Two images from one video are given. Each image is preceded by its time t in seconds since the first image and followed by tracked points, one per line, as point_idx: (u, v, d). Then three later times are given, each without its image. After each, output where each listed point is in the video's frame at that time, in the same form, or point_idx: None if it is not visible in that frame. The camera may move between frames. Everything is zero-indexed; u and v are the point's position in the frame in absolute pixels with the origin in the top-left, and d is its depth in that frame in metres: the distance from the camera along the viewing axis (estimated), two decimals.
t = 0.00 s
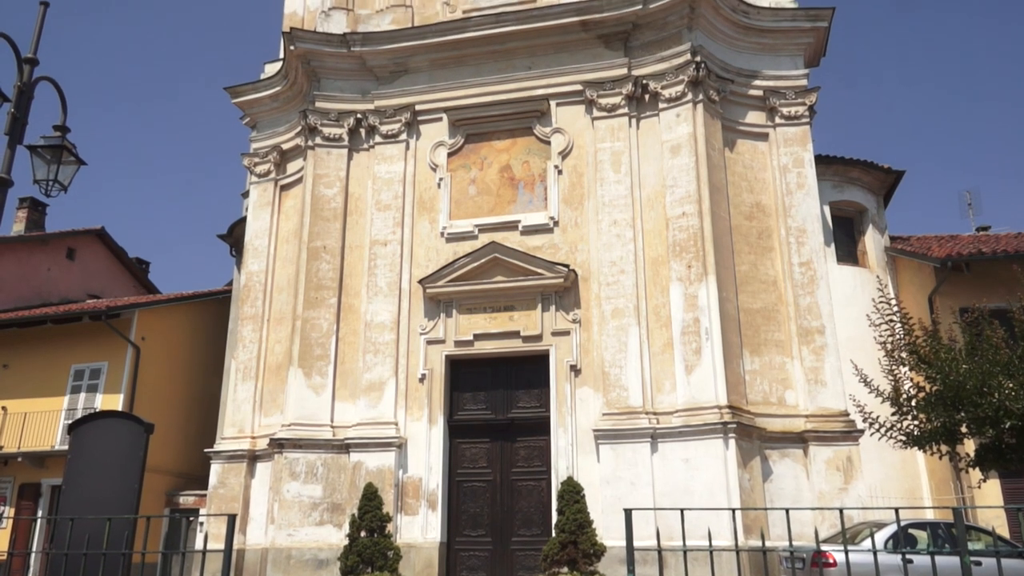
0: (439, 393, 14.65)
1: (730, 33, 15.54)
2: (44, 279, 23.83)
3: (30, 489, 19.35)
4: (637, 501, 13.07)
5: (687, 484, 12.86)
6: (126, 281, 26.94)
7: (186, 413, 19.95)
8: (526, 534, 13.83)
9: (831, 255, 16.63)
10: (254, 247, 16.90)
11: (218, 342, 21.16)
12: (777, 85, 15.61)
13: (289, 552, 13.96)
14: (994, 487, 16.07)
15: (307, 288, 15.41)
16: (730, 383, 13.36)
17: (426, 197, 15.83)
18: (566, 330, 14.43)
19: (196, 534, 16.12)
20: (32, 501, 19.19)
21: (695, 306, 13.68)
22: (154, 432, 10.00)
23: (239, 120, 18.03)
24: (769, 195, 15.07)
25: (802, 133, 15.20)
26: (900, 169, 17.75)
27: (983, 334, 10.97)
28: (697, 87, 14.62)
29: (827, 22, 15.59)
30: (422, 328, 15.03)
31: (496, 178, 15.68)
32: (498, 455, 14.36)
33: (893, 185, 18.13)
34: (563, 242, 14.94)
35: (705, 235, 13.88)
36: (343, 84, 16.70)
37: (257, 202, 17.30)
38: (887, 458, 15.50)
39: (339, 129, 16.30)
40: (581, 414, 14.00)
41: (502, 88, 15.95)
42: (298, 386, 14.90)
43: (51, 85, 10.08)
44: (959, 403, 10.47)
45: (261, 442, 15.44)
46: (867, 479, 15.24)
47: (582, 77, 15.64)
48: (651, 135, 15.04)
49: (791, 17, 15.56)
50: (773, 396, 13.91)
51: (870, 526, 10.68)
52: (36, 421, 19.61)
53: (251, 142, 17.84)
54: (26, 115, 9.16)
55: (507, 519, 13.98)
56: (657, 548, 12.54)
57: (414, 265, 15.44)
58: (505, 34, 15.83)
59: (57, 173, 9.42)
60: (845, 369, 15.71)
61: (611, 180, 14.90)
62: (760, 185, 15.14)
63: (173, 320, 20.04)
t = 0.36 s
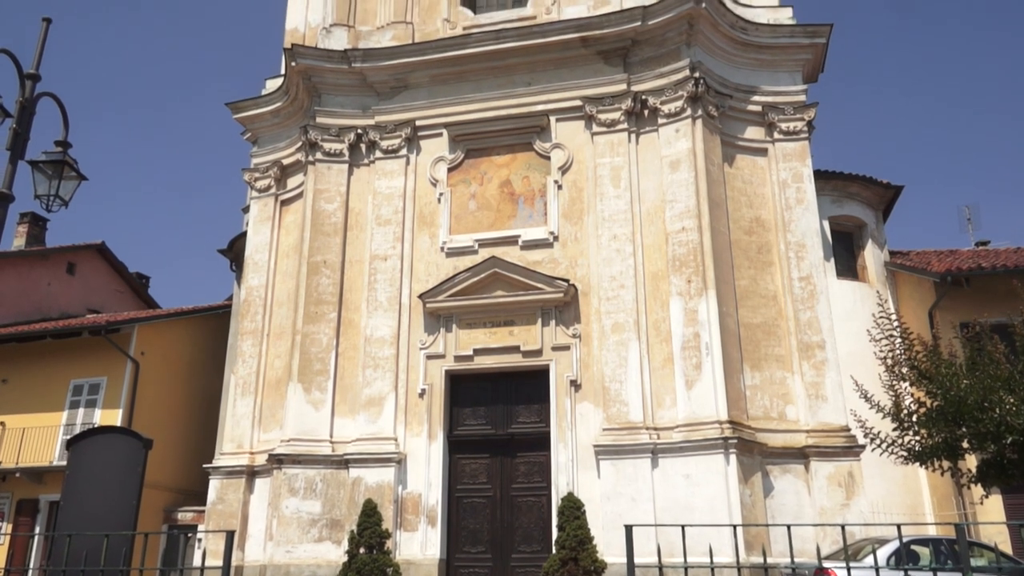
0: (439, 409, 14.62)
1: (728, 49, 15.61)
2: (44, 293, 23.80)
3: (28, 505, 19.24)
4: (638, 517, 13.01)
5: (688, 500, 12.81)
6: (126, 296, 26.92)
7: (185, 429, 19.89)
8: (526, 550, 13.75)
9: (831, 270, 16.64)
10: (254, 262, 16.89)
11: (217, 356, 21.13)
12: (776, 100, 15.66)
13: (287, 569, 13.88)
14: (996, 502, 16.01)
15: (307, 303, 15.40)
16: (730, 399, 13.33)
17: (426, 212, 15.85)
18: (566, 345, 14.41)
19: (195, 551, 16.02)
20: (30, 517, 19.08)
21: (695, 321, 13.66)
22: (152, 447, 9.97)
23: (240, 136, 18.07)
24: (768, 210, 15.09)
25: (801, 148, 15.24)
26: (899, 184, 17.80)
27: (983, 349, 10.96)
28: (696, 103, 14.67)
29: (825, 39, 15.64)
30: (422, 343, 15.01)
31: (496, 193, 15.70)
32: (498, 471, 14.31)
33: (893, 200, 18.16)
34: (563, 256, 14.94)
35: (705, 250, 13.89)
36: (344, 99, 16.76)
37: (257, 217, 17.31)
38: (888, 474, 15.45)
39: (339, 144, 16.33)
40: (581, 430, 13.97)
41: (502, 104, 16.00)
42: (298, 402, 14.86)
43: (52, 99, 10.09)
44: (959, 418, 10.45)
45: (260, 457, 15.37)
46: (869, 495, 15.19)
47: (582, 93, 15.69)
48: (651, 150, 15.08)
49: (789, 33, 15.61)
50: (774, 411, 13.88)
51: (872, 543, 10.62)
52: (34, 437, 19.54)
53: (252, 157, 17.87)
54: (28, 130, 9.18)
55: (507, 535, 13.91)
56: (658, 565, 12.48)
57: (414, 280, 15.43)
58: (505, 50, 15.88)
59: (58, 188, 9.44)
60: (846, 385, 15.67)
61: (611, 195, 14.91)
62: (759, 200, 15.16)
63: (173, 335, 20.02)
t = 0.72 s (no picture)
0: (438, 425, 14.57)
1: (727, 67, 15.69)
2: (44, 309, 23.77)
3: (25, 522, 19.12)
4: (638, 535, 12.93)
5: (689, 518, 12.74)
6: (125, 312, 26.89)
7: (183, 445, 19.83)
8: (526, 568, 13.67)
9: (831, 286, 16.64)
10: (253, 277, 16.88)
11: (215, 372, 21.10)
12: (774, 117, 15.72)
13: None
14: (998, 520, 15.94)
15: (306, 319, 15.38)
16: (731, 415, 13.29)
17: (426, 228, 15.86)
18: (566, 361, 14.39)
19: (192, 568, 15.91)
20: (27, 534, 18.95)
21: (695, 337, 13.65)
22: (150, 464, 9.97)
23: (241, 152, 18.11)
24: (768, 226, 15.11)
25: (799, 164, 15.28)
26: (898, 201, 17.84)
27: (984, 366, 10.95)
28: (695, 120, 14.73)
29: (823, 56, 15.71)
30: (422, 359, 14.98)
31: (496, 209, 15.72)
32: (498, 488, 14.24)
33: (892, 216, 18.19)
34: (562, 272, 14.94)
35: (704, 266, 13.89)
36: (345, 116, 16.81)
37: (257, 233, 17.32)
38: (889, 491, 15.40)
39: (339, 160, 16.37)
40: (581, 446, 13.91)
41: (502, 121, 16.05)
42: (297, 418, 14.81)
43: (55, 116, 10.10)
44: (960, 435, 10.42)
45: (259, 474, 15.30)
46: (871, 512, 15.14)
47: (581, 110, 15.74)
48: (650, 166, 15.11)
49: (787, 51, 15.69)
50: (774, 428, 13.84)
51: (874, 561, 10.55)
52: (31, 453, 19.45)
53: (252, 173, 17.90)
54: (30, 146, 9.18)
55: (507, 553, 13.83)
56: None
57: (414, 296, 15.42)
58: (505, 67, 15.94)
59: (59, 205, 9.43)
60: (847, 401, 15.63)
61: (610, 211, 14.93)
62: (758, 216, 15.18)
63: (172, 351, 19.98)
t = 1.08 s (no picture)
0: (438, 438, 14.52)
1: (725, 81, 15.75)
2: (43, 322, 23.74)
3: (22, 536, 19.01)
4: (638, 549, 12.86)
5: (690, 532, 12.68)
6: (125, 325, 26.86)
7: (181, 459, 19.77)
8: None
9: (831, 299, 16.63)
10: (253, 291, 16.87)
11: (213, 386, 21.05)
12: (773, 131, 15.76)
13: None
14: (1000, 534, 15.87)
15: (306, 332, 15.36)
16: (731, 428, 13.26)
17: (426, 241, 15.86)
18: (566, 374, 14.36)
19: None
20: (24, 548, 18.84)
21: (695, 350, 13.63)
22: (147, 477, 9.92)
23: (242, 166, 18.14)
24: (767, 239, 15.12)
25: (798, 178, 15.30)
26: (898, 214, 17.86)
27: (984, 379, 10.95)
28: (694, 133, 14.77)
29: (821, 70, 15.76)
30: (422, 373, 14.94)
31: (496, 223, 15.73)
32: (498, 502, 14.18)
33: (891, 229, 18.21)
34: (562, 285, 14.94)
35: (704, 279, 13.89)
36: (345, 130, 16.85)
37: (257, 246, 17.32)
38: (890, 505, 15.34)
39: (340, 174, 16.39)
40: (581, 460, 13.87)
41: (502, 135, 16.08)
42: (296, 432, 14.76)
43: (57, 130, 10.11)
44: (961, 449, 10.40)
45: (257, 488, 15.24)
46: (873, 527, 15.09)
47: (581, 124, 15.78)
48: (649, 180, 15.13)
49: (786, 66, 15.74)
50: (775, 441, 13.80)
51: None
52: (30, 467, 19.37)
53: (253, 187, 17.92)
54: (30, 160, 9.18)
55: (507, 568, 13.76)
56: None
57: (414, 309, 15.41)
58: (505, 81, 15.99)
59: (59, 218, 9.44)
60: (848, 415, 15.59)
61: (610, 224, 14.93)
62: (757, 229, 15.20)
63: (170, 365, 19.95)
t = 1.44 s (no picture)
0: (437, 452, 14.47)
1: (724, 95, 15.80)
2: (43, 335, 23.71)
3: (20, 550, 18.92)
4: (639, 563, 12.79)
5: (690, 546, 12.61)
6: (125, 337, 26.84)
7: (180, 473, 19.71)
8: None
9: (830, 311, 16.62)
10: (253, 303, 16.85)
11: (211, 399, 21.00)
12: (772, 144, 15.79)
13: None
14: (1002, 548, 15.80)
15: (306, 345, 15.34)
16: (732, 441, 13.21)
17: (426, 254, 15.86)
18: (566, 387, 14.33)
19: None
20: (22, 562, 18.75)
21: (695, 363, 13.60)
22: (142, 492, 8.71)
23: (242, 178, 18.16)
24: (767, 252, 15.12)
25: (798, 191, 15.32)
26: (897, 227, 17.88)
27: (986, 392, 10.94)
28: (694, 146, 14.80)
29: (820, 84, 15.81)
30: (421, 386, 14.91)
31: (496, 235, 15.73)
32: (497, 515, 14.12)
33: (890, 242, 18.23)
34: (562, 298, 14.93)
35: (704, 292, 13.88)
36: (345, 143, 16.88)
37: (257, 259, 17.31)
38: (892, 518, 15.29)
39: (340, 186, 16.41)
40: (581, 473, 13.82)
41: (502, 148, 16.11)
42: (295, 445, 14.71)
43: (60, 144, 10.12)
44: (963, 462, 10.37)
45: (256, 501, 15.18)
46: (874, 540, 15.03)
47: (580, 137, 15.82)
48: (649, 193, 15.15)
49: (784, 79, 15.80)
50: (776, 454, 13.76)
51: None
52: (28, 481, 19.29)
53: (253, 199, 17.93)
54: (32, 174, 9.19)
55: None
56: None
57: (414, 321, 15.39)
58: (505, 95, 16.03)
59: (60, 231, 9.43)
60: (848, 428, 15.55)
61: (610, 237, 14.93)
62: (757, 242, 15.20)
63: (169, 378, 19.91)
